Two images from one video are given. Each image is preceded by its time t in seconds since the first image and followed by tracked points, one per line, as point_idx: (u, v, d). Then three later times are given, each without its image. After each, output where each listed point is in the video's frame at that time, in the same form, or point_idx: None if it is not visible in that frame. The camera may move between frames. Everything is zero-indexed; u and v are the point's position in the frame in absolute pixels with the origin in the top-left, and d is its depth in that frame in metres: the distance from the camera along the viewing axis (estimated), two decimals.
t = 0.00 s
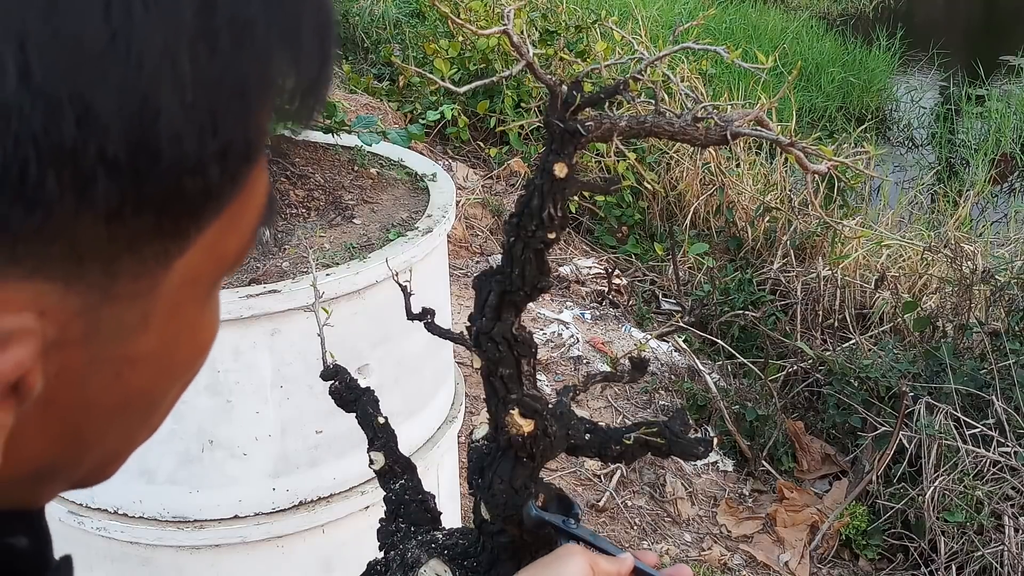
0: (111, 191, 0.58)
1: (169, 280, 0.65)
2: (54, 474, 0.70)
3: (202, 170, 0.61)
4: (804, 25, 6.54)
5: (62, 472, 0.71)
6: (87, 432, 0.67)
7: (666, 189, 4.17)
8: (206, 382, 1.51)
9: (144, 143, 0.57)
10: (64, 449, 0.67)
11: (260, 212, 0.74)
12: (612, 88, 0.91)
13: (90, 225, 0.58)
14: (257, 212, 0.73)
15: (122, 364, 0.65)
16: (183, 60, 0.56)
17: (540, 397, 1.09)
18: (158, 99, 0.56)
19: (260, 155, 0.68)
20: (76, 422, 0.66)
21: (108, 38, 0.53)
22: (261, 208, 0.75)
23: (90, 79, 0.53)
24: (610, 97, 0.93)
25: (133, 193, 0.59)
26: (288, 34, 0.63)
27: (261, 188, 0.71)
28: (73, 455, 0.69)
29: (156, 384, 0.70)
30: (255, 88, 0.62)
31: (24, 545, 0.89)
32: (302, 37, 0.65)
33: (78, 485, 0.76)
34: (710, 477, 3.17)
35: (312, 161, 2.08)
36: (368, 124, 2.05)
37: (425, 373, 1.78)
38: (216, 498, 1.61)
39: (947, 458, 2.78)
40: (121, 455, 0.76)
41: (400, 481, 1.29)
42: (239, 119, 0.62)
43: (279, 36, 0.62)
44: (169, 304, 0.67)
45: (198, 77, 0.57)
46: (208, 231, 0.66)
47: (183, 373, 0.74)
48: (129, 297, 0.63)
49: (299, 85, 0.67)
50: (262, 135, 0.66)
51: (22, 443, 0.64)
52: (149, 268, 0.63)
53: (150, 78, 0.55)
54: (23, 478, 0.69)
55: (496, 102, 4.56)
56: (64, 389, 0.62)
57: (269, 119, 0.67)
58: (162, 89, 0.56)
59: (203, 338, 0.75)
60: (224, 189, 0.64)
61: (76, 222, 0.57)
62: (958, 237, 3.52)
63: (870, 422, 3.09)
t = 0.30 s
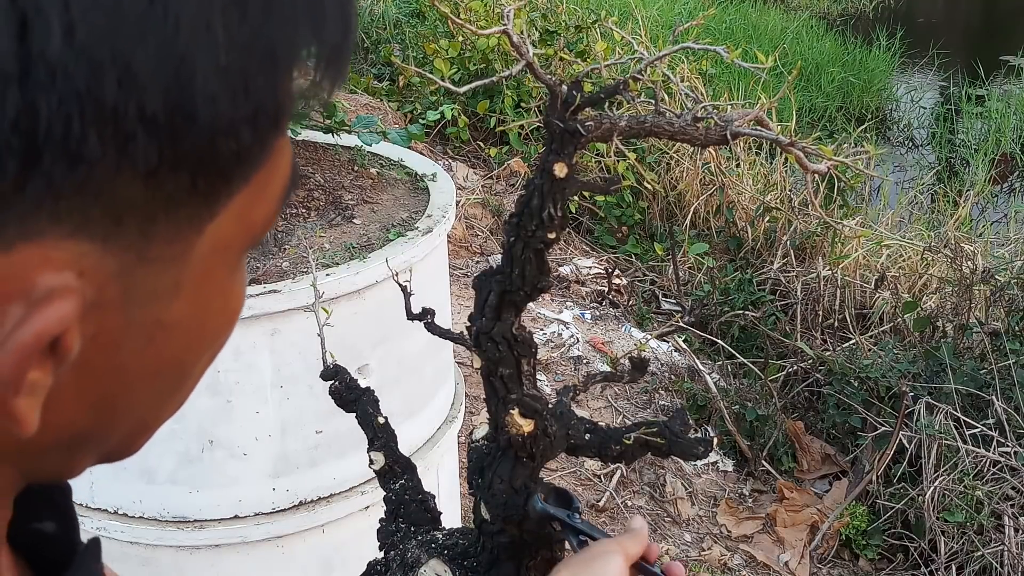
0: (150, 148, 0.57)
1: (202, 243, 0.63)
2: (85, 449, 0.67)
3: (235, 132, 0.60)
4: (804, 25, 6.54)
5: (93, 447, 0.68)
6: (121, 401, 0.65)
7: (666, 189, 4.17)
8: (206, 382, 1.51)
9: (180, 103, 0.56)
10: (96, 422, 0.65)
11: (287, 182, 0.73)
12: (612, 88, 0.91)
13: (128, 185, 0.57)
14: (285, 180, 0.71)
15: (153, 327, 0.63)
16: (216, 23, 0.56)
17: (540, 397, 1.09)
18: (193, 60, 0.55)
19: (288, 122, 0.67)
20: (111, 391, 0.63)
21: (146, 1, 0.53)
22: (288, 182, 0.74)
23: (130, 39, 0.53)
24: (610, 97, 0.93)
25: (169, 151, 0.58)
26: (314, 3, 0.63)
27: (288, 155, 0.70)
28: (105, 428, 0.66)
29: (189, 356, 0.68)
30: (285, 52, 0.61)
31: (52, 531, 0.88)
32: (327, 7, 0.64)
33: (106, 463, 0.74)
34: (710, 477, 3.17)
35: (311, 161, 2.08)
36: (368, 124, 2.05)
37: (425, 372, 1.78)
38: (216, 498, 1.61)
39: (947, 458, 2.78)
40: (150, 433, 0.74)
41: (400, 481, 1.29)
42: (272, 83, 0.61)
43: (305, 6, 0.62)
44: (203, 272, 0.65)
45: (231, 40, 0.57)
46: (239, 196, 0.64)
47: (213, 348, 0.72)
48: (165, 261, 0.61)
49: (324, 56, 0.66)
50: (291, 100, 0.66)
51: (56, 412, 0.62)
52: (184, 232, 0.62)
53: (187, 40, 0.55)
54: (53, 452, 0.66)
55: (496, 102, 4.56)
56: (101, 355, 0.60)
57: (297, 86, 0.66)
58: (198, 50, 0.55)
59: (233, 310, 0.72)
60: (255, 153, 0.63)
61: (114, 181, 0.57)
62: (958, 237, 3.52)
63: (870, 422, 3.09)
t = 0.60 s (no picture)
0: (169, 154, 0.56)
1: (216, 255, 0.63)
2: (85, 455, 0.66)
3: (253, 141, 0.59)
4: (804, 25, 6.54)
5: (92, 454, 0.67)
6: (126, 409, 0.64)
7: (666, 189, 4.17)
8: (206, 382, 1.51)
9: (201, 109, 0.55)
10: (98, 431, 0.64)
11: (301, 200, 0.72)
12: (612, 88, 0.91)
13: (145, 193, 0.56)
14: (299, 198, 0.71)
15: (164, 338, 0.62)
16: (240, 29, 0.55)
17: (540, 397, 1.09)
18: (216, 67, 0.55)
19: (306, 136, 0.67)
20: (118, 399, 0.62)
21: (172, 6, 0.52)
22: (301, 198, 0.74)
23: (155, 42, 0.52)
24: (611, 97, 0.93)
25: (189, 159, 0.57)
26: (336, 15, 0.63)
27: (303, 172, 0.69)
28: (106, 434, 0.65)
29: (196, 365, 0.67)
30: (306, 63, 0.60)
31: (58, 537, 0.87)
32: (348, 21, 0.64)
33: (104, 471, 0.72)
34: (710, 477, 3.17)
35: (311, 161, 2.08)
36: (368, 124, 2.05)
37: (425, 372, 1.78)
38: (216, 498, 1.61)
39: (947, 458, 2.78)
40: (151, 443, 0.73)
41: (400, 481, 1.29)
42: (292, 94, 0.60)
43: (327, 18, 0.61)
44: (214, 283, 0.64)
45: (253, 48, 0.56)
46: (254, 210, 0.64)
47: (220, 361, 0.71)
48: (178, 270, 0.60)
49: (344, 69, 0.65)
50: (308, 116, 0.65)
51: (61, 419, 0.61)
52: (198, 243, 0.61)
53: (210, 44, 0.54)
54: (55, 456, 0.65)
55: (496, 102, 4.57)
56: (109, 361, 0.59)
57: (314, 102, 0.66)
58: (220, 55, 0.54)
59: (241, 326, 0.72)
60: (271, 165, 0.63)
61: (132, 187, 0.55)
62: (958, 237, 3.52)
63: (870, 422, 3.09)
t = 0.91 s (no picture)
0: (115, 172, 0.57)
1: (175, 269, 0.65)
2: (59, 466, 0.69)
3: (207, 154, 0.60)
4: (804, 25, 6.54)
5: (67, 466, 0.70)
6: (91, 422, 0.67)
7: (666, 189, 4.17)
8: (206, 382, 1.51)
9: (148, 124, 0.56)
10: (67, 441, 0.67)
11: (271, 203, 0.73)
12: (612, 88, 0.91)
13: (95, 212, 0.58)
14: (268, 202, 0.72)
15: (124, 352, 0.64)
16: (189, 41, 0.56)
17: (540, 397, 1.09)
18: (163, 80, 0.55)
19: (271, 143, 0.67)
20: (79, 413, 0.65)
21: (114, 21, 0.53)
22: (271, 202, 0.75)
23: (96, 59, 0.53)
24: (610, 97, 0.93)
25: (137, 177, 0.58)
26: (296, 18, 0.62)
27: (271, 178, 0.70)
28: (77, 447, 0.68)
29: (163, 374, 0.70)
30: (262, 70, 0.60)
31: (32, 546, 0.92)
32: (311, 19, 0.64)
33: (84, 479, 0.76)
34: (710, 477, 3.17)
35: (311, 161, 2.08)
36: (368, 124, 2.05)
37: (425, 373, 1.78)
38: (216, 498, 1.61)
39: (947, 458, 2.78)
40: (129, 449, 0.76)
41: (400, 481, 1.29)
42: (246, 102, 0.61)
43: (285, 21, 0.61)
44: (175, 295, 0.66)
45: (204, 59, 0.56)
46: (216, 222, 0.65)
47: (190, 367, 0.74)
48: (135, 286, 0.62)
49: (306, 72, 0.65)
50: (271, 121, 0.65)
51: (25, 433, 0.64)
52: (155, 257, 0.63)
53: (156, 59, 0.54)
54: (28, 470, 0.68)
55: (496, 102, 4.57)
56: (68, 381, 0.62)
57: (279, 106, 0.65)
58: (167, 69, 0.55)
59: (212, 331, 0.74)
60: (231, 176, 0.63)
61: (79, 206, 0.57)
62: (958, 237, 3.52)
63: (870, 422, 3.09)
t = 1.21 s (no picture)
0: (75, 162, 0.59)
1: (145, 252, 0.66)
2: (54, 448, 0.73)
3: (168, 136, 0.62)
4: (804, 25, 6.54)
5: (63, 447, 0.74)
6: (75, 406, 0.70)
7: (666, 189, 4.16)
8: (206, 382, 1.51)
9: (104, 112, 0.58)
10: (58, 424, 0.71)
11: (246, 177, 0.74)
12: (612, 88, 0.91)
13: (58, 199, 0.60)
14: (242, 177, 0.72)
15: (101, 336, 0.67)
16: (140, 27, 0.57)
17: (540, 397, 1.09)
18: (115, 68, 0.57)
19: (236, 120, 0.68)
20: (60, 397, 0.68)
21: (60, 11, 0.55)
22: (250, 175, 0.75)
23: (44, 51, 0.55)
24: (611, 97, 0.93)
25: (98, 163, 0.60)
26: None
27: (241, 152, 0.70)
28: (69, 431, 0.72)
29: (144, 357, 0.72)
30: (221, 51, 0.61)
31: (27, 539, 0.98)
32: None
33: (89, 458, 0.79)
34: (710, 477, 3.17)
35: (311, 161, 2.07)
36: (369, 124, 2.05)
37: (425, 373, 1.78)
38: (216, 498, 1.61)
39: (946, 457, 2.78)
40: (127, 427, 0.79)
41: (400, 481, 1.29)
42: (206, 82, 0.62)
43: None
44: (150, 278, 0.68)
45: (157, 44, 0.58)
46: (185, 202, 0.67)
47: (174, 346, 0.76)
48: (105, 273, 0.65)
49: (269, 47, 0.66)
50: (236, 97, 0.66)
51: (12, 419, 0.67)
52: (123, 243, 0.65)
53: (106, 47, 0.56)
54: (25, 453, 0.72)
55: (496, 102, 4.57)
56: (46, 368, 0.65)
57: (244, 81, 0.66)
58: (118, 56, 0.57)
59: (194, 308, 0.76)
60: (197, 156, 0.65)
61: (42, 196, 0.60)
62: (958, 237, 3.52)
63: (870, 422, 3.09)
